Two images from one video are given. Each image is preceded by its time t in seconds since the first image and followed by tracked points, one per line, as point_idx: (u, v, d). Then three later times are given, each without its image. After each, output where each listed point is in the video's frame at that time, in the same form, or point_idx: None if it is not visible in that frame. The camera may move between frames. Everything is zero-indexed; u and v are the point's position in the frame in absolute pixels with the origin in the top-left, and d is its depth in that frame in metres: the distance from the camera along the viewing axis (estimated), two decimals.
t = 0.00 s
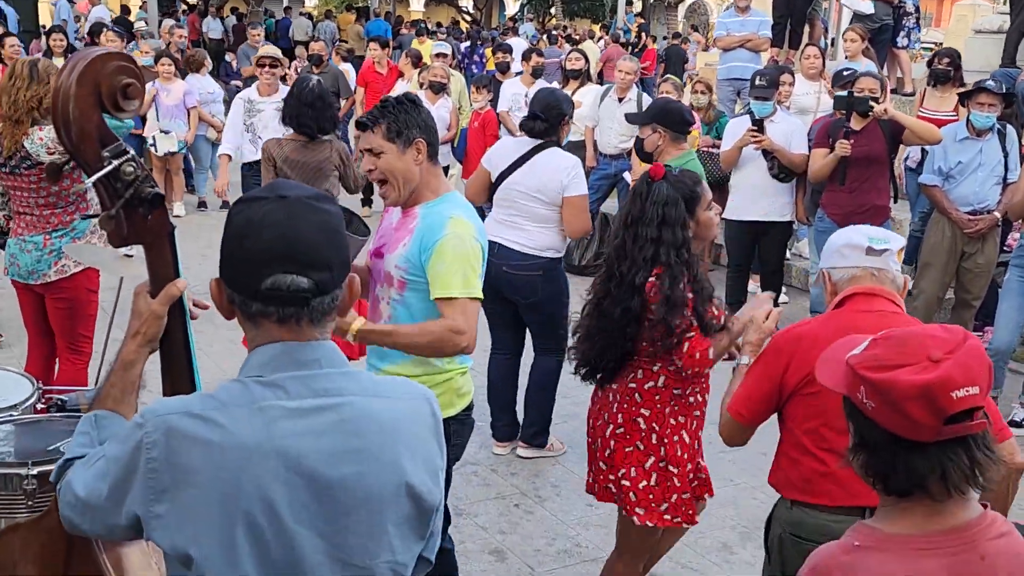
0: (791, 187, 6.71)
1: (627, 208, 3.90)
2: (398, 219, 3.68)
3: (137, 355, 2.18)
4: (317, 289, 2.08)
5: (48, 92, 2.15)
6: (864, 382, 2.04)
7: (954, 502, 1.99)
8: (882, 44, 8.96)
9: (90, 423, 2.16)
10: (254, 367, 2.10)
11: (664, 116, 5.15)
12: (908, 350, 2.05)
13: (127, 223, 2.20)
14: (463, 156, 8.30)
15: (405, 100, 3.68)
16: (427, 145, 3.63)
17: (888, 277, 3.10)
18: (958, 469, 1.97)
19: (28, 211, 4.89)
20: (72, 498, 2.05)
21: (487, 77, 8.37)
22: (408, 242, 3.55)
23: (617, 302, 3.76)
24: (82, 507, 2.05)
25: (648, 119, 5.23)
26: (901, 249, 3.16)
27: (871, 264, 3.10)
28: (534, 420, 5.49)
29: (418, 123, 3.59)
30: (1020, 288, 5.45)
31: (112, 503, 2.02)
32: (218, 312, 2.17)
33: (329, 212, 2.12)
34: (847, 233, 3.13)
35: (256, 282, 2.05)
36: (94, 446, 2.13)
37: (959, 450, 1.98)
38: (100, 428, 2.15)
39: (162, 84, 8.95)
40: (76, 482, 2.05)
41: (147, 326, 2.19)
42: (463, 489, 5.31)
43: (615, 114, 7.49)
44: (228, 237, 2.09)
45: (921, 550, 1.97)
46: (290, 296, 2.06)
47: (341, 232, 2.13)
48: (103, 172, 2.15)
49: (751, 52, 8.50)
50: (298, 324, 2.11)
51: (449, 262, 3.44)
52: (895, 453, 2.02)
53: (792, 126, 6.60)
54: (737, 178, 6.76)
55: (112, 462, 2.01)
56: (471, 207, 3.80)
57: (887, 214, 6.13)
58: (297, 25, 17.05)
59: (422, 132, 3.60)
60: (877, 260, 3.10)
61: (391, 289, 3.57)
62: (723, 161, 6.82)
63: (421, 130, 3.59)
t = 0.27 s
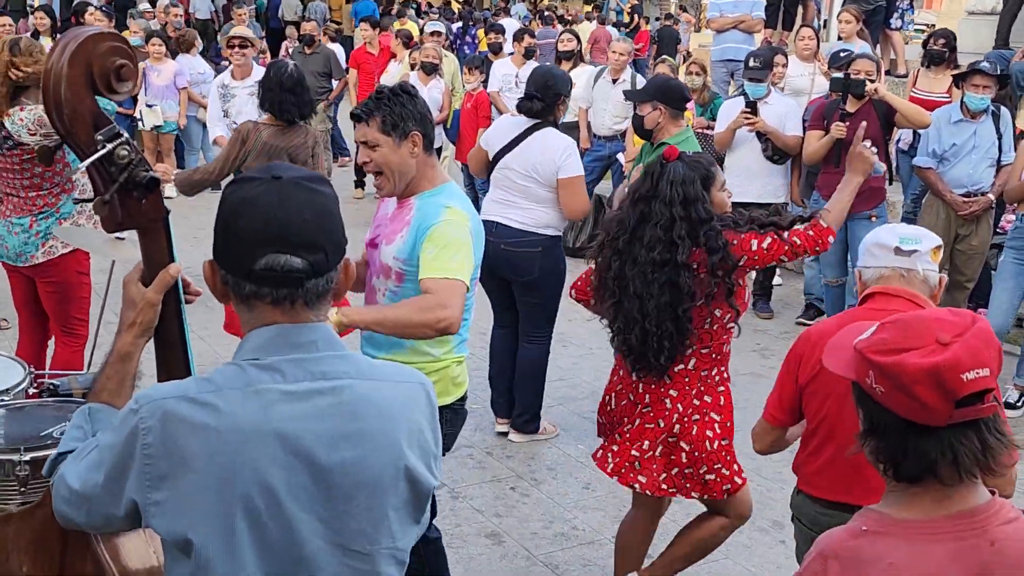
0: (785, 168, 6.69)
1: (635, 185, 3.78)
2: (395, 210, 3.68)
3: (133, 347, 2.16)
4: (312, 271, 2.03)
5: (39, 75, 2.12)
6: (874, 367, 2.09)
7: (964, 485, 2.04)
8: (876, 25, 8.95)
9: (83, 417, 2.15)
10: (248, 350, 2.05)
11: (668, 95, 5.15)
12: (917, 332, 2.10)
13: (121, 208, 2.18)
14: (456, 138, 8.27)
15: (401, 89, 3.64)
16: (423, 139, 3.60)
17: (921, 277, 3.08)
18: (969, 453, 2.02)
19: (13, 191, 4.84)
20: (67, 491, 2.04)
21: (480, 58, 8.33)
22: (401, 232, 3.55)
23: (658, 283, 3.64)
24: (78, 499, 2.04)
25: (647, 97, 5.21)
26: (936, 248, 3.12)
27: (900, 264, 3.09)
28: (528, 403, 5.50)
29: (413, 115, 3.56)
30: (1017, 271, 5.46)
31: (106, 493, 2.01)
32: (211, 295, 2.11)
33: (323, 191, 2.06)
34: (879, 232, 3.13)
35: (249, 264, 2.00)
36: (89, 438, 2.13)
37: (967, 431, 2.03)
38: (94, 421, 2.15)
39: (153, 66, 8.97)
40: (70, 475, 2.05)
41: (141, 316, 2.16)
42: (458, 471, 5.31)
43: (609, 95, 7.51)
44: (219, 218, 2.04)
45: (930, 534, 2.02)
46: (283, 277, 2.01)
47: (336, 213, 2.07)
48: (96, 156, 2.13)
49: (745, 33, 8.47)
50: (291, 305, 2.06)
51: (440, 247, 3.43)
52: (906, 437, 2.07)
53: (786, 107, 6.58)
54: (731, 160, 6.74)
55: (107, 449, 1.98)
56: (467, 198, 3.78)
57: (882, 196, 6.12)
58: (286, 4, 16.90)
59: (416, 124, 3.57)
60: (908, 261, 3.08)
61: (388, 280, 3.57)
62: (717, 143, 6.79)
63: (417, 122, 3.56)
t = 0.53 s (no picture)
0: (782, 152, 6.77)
1: (679, 166, 3.84)
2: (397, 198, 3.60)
3: (158, 349, 2.12)
4: (338, 268, 2.03)
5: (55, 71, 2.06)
6: (911, 353, 2.15)
7: (997, 477, 2.08)
8: (868, 8, 8.95)
9: (104, 417, 2.10)
10: (275, 350, 2.03)
11: (677, 79, 5.19)
12: (954, 323, 2.15)
13: (139, 206, 2.12)
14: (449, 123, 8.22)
15: (399, 76, 3.55)
16: (418, 126, 3.51)
17: (945, 255, 3.17)
18: (1002, 445, 2.06)
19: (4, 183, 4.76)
20: (88, 493, 2.00)
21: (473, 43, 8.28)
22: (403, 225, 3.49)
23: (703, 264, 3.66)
24: (99, 503, 2.00)
25: (654, 84, 5.23)
26: (960, 226, 3.18)
27: (920, 241, 3.19)
28: (529, 391, 5.48)
29: (408, 103, 3.48)
30: (1016, 254, 5.60)
31: (133, 497, 1.98)
32: (233, 294, 2.10)
33: (346, 187, 2.06)
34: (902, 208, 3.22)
35: (274, 260, 1.98)
36: (111, 439, 2.07)
37: (1001, 423, 2.07)
38: (114, 422, 2.10)
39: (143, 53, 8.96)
40: (91, 477, 2.01)
41: (165, 317, 2.12)
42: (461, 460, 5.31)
43: (604, 80, 7.49)
44: (241, 216, 2.02)
45: (971, 529, 2.06)
46: (310, 274, 2.00)
47: (358, 208, 2.06)
48: (114, 154, 2.07)
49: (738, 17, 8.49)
50: (317, 303, 2.05)
51: (444, 248, 3.37)
52: (939, 424, 2.12)
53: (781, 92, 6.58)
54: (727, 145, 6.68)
55: (133, 453, 1.96)
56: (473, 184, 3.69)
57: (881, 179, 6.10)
58: None
59: (410, 112, 3.48)
60: (931, 239, 3.16)
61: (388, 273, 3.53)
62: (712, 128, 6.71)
63: (411, 110, 3.48)
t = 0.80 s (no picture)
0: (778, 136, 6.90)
1: (720, 156, 4.09)
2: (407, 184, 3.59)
3: (171, 337, 2.08)
4: (380, 258, 1.97)
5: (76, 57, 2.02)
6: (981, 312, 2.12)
7: None
8: None
9: (126, 410, 2.06)
10: (311, 347, 2.00)
11: (682, 65, 5.23)
12: None
13: (162, 195, 2.06)
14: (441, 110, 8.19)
15: (406, 61, 3.49)
16: (429, 114, 3.47)
17: (951, 233, 3.15)
18: None
19: None
20: (117, 490, 1.96)
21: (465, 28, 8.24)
22: (414, 208, 3.47)
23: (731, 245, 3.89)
24: (129, 499, 1.96)
25: (659, 72, 5.26)
26: (968, 204, 3.16)
27: (926, 220, 3.17)
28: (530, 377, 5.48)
29: (417, 90, 3.43)
30: (1014, 238, 5.75)
31: (163, 494, 1.93)
32: (269, 290, 2.06)
33: (385, 176, 2.01)
34: (910, 187, 3.20)
35: (313, 250, 1.92)
36: (136, 432, 2.03)
37: None
38: (138, 415, 2.06)
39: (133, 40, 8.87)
40: (120, 473, 1.96)
41: (181, 305, 2.06)
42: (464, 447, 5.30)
43: (598, 66, 7.51)
44: (276, 206, 1.96)
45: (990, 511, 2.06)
46: (352, 265, 1.95)
47: (399, 197, 2.01)
48: (138, 141, 2.02)
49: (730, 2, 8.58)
50: (357, 296, 2.00)
51: (451, 227, 3.36)
52: (973, 383, 2.14)
53: (777, 77, 6.63)
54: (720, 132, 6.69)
55: (164, 450, 1.92)
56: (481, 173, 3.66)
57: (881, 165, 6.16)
58: None
59: (422, 100, 3.44)
60: (936, 218, 3.14)
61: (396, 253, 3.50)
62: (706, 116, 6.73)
63: (420, 98, 3.43)
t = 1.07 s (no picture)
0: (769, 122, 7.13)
1: (749, 123, 4.13)
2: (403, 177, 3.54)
3: (195, 332, 2.05)
4: (409, 247, 1.97)
5: (98, 45, 2.00)
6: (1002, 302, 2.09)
7: None
8: None
9: (146, 404, 2.01)
10: (337, 335, 1.96)
11: (677, 52, 5.21)
12: None
13: (185, 186, 2.07)
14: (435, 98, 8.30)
15: (399, 53, 3.46)
16: (427, 106, 3.44)
17: (982, 228, 3.19)
18: None
19: None
20: (136, 484, 1.90)
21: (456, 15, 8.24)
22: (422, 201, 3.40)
23: (745, 216, 4.03)
24: (148, 493, 1.90)
25: (656, 58, 5.24)
26: (995, 198, 3.21)
27: (958, 214, 3.20)
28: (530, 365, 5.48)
29: (414, 81, 3.39)
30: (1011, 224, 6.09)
31: (186, 486, 1.87)
32: (295, 281, 2.04)
33: (413, 165, 2.02)
34: (938, 181, 3.24)
35: (343, 240, 1.91)
36: (156, 427, 1.98)
37: None
38: (158, 409, 2.01)
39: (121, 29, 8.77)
40: (139, 466, 1.90)
41: (203, 298, 2.04)
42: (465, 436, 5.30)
43: (590, 53, 7.66)
44: (304, 195, 1.95)
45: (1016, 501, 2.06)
46: (382, 254, 1.94)
47: (427, 187, 2.02)
48: (161, 132, 2.03)
49: None
50: (386, 285, 1.99)
51: (465, 221, 3.29)
52: (997, 374, 2.12)
53: (772, 64, 6.71)
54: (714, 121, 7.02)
55: (187, 439, 1.85)
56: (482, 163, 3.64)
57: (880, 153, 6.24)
58: None
59: (418, 91, 3.40)
60: (967, 213, 3.19)
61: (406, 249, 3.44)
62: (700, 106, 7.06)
63: (417, 89, 3.40)
